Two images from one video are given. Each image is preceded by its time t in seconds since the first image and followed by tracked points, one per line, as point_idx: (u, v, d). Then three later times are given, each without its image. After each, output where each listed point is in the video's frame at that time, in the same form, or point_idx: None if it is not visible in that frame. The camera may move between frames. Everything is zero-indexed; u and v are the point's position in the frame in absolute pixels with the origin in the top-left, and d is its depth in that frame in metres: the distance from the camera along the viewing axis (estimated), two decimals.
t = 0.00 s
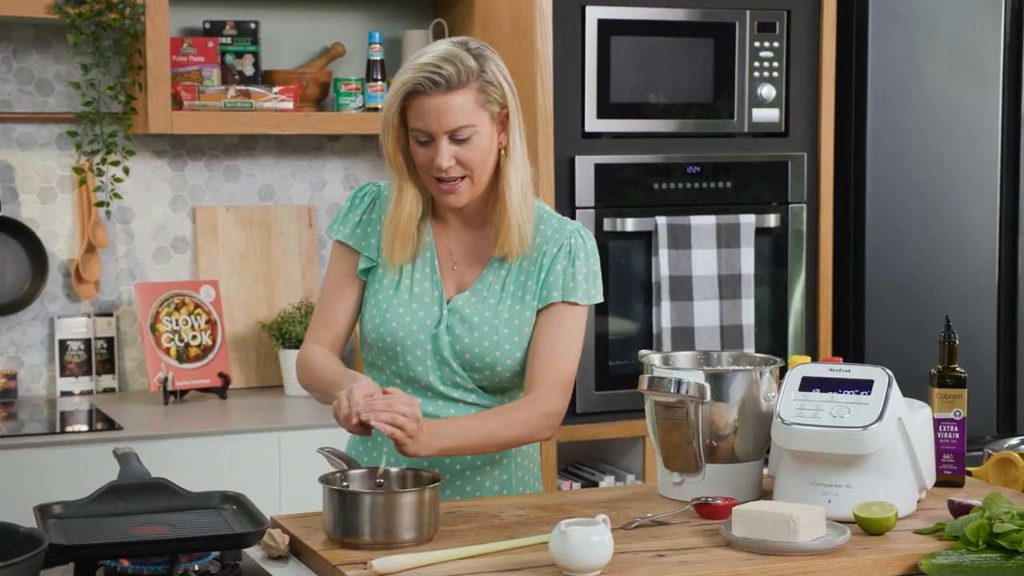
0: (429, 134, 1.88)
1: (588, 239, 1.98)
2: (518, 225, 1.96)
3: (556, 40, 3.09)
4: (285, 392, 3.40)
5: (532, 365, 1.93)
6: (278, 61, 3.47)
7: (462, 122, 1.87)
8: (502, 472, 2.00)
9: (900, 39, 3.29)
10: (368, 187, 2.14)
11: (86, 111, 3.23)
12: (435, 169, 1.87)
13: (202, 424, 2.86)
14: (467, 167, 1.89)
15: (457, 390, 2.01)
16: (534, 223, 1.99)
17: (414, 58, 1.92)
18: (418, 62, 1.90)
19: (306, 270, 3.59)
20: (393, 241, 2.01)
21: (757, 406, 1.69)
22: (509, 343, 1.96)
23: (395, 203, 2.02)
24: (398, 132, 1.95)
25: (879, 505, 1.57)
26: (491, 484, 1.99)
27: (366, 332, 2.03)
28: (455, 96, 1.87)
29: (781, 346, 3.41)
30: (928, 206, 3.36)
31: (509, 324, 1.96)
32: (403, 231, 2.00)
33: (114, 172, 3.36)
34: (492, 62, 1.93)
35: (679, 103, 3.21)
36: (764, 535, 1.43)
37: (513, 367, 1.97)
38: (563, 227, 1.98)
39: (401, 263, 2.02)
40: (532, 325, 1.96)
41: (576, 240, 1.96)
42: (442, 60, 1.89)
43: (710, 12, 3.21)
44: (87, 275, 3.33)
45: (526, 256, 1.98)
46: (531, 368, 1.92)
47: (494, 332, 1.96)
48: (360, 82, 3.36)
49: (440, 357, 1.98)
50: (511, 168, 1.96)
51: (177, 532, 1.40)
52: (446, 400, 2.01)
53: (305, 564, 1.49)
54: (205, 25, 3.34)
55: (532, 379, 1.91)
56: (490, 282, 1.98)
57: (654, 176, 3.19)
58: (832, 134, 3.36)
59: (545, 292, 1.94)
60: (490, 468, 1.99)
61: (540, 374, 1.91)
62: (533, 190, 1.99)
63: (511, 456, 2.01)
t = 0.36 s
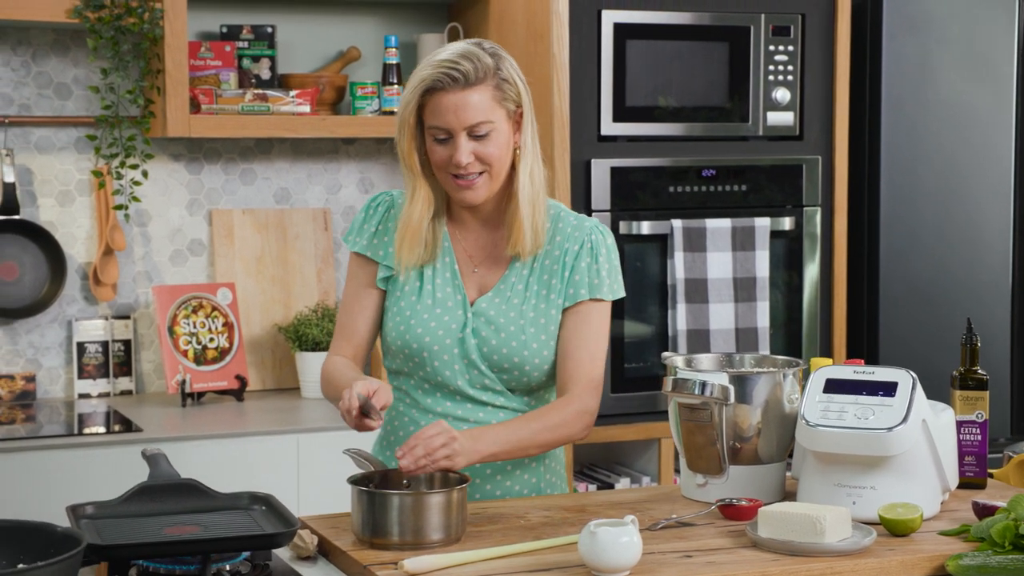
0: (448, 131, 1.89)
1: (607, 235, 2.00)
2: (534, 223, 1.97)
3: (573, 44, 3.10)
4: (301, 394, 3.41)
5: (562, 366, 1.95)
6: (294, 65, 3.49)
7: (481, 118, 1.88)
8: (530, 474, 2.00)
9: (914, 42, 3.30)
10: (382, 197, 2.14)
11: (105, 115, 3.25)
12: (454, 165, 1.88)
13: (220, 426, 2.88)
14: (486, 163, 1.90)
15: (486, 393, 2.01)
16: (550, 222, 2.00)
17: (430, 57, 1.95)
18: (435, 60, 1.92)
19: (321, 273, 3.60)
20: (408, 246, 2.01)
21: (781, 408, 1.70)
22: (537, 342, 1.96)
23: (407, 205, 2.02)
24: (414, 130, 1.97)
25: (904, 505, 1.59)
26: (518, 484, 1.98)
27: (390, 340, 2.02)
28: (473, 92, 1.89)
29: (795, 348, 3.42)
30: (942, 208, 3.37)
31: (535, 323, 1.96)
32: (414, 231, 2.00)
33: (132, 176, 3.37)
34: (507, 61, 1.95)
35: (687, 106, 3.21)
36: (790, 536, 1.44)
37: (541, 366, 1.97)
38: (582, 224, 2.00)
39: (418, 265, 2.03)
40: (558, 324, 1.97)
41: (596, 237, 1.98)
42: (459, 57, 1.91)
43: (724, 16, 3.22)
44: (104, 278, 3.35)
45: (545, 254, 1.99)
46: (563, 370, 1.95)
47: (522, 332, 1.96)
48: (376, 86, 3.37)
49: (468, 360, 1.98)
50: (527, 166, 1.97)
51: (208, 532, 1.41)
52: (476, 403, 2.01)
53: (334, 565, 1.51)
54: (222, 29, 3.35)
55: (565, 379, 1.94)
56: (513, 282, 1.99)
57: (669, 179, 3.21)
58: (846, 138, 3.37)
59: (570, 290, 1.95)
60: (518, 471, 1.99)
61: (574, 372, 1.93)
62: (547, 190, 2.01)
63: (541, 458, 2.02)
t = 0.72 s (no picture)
0: (486, 121, 1.91)
1: (642, 232, 1.99)
2: (572, 218, 1.97)
3: (584, 47, 3.11)
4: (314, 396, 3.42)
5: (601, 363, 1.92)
6: (306, 68, 3.51)
7: (519, 109, 1.90)
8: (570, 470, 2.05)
9: (924, 45, 3.31)
10: (421, 199, 2.15)
11: (118, 117, 3.26)
12: (491, 155, 1.89)
13: (232, 427, 2.89)
14: (523, 155, 1.91)
15: (521, 389, 2.01)
16: (587, 219, 2.00)
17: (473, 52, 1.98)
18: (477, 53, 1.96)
19: (333, 275, 3.61)
20: (453, 242, 2.02)
21: (798, 409, 1.71)
22: (570, 338, 1.95)
23: (455, 199, 2.04)
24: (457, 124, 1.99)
25: (922, 505, 1.60)
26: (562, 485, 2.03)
27: (426, 336, 2.04)
28: (512, 84, 1.91)
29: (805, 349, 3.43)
30: (952, 210, 3.37)
31: (566, 317, 1.96)
32: (464, 226, 2.01)
33: (145, 178, 3.39)
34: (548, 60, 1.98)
35: (693, 109, 3.22)
36: (810, 536, 1.45)
37: (575, 362, 1.96)
38: (617, 221, 1.99)
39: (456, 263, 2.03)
40: (593, 320, 1.96)
41: (631, 234, 1.98)
42: (501, 50, 1.94)
43: (734, 19, 3.23)
44: (117, 280, 3.36)
45: (581, 252, 1.98)
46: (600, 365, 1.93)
47: (552, 327, 1.95)
48: (387, 88, 3.38)
49: (501, 356, 1.99)
50: (565, 163, 1.99)
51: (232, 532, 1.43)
52: (511, 400, 2.01)
53: (356, 565, 1.52)
54: (234, 32, 3.37)
55: (603, 379, 1.91)
56: (545, 278, 1.99)
57: (681, 181, 3.22)
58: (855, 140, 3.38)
59: (605, 287, 1.94)
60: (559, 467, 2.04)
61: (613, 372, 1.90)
62: (584, 189, 2.01)
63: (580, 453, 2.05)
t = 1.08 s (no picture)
0: (505, 111, 1.98)
1: (656, 233, 2.00)
2: (588, 212, 2.00)
3: (585, 48, 3.13)
4: (316, 396, 3.43)
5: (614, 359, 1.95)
6: (307, 68, 3.51)
7: (537, 100, 1.97)
8: (581, 468, 2.06)
9: (923, 46, 3.33)
10: (436, 202, 2.16)
11: (121, 118, 3.26)
12: (508, 145, 1.95)
13: (234, 428, 2.90)
14: (540, 145, 1.96)
15: (536, 385, 2.02)
16: (603, 218, 2.03)
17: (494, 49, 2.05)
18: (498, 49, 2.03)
19: (333, 275, 3.62)
20: (472, 236, 2.04)
21: (805, 408, 1.72)
22: (585, 333, 1.97)
23: (473, 194, 2.07)
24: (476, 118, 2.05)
25: (928, 505, 1.61)
26: (576, 482, 2.05)
27: (442, 334, 2.05)
28: (531, 77, 1.98)
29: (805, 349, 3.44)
30: (952, 211, 3.38)
31: (581, 314, 1.98)
32: (483, 220, 2.04)
33: (148, 179, 3.39)
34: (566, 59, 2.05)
35: (689, 110, 3.23)
36: (818, 534, 1.47)
37: (590, 357, 1.98)
38: (631, 220, 2.01)
39: (473, 256, 2.05)
40: (608, 317, 1.98)
41: (645, 233, 1.99)
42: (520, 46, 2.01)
43: (735, 20, 3.25)
44: (119, 280, 3.37)
45: (596, 249, 2.01)
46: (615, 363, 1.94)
47: (568, 322, 1.98)
48: (389, 89, 3.39)
49: (516, 352, 2.00)
50: (581, 160, 2.04)
51: (245, 531, 1.44)
52: (526, 396, 2.03)
53: (367, 564, 1.53)
54: (236, 33, 3.37)
55: (618, 376, 1.92)
56: (560, 274, 2.01)
57: (682, 181, 3.23)
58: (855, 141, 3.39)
59: (619, 283, 1.96)
60: (572, 467, 2.05)
61: (624, 369, 1.92)
62: (600, 189, 2.05)
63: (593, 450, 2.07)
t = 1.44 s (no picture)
0: (515, 107, 2.01)
1: (661, 231, 2.07)
2: (596, 210, 2.04)
3: (588, 49, 3.14)
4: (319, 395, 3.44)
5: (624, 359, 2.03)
6: (310, 69, 3.52)
7: (547, 97, 2.00)
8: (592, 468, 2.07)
9: (923, 45, 3.34)
10: (438, 203, 2.16)
11: (127, 119, 3.27)
12: (519, 140, 1.98)
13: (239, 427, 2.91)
14: (549, 142, 1.99)
15: (546, 384, 2.04)
16: (609, 218, 2.07)
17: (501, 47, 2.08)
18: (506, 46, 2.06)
19: (336, 274, 3.63)
20: (479, 234, 2.05)
21: (813, 406, 1.74)
22: (596, 330, 2.01)
23: (479, 194, 2.07)
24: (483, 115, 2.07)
25: (939, 502, 1.63)
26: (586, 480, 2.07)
27: (450, 334, 2.05)
28: (540, 74, 2.01)
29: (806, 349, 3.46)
30: (953, 210, 3.40)
31: (592, 311, 2.02)
32: (490, 219, 2.05)
33: (153, 179, 3.40)
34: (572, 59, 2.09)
35: (686, 110, 3.24)
36: (831, 531, 1.49)
37: (601, 355, 2.02)
38: (636, 220, 2.08)
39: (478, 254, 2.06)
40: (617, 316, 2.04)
41: (652, 232, 2.06)
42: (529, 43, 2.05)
43: (737, 21, 3.26)
44: (123, 280, 3.37)
45: (603, 248, 2.05)
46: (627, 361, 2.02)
47: (580, 320, 2.01)
48: (392, 89, 3.39)
49: (528, 351, 2.02)
50: (588, 158, 2.08)
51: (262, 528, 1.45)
52: (537, 395, 2.05)
53: (381, 561, 1.55)
54: (240, 34, 3.38)
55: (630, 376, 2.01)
56: (569, 273, 2.04)
57: (685, 181, 3.25)
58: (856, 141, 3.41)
59: (630, 282, 2.02)
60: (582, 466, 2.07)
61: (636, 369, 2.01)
62: (606, 189, 2.09)
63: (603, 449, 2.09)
